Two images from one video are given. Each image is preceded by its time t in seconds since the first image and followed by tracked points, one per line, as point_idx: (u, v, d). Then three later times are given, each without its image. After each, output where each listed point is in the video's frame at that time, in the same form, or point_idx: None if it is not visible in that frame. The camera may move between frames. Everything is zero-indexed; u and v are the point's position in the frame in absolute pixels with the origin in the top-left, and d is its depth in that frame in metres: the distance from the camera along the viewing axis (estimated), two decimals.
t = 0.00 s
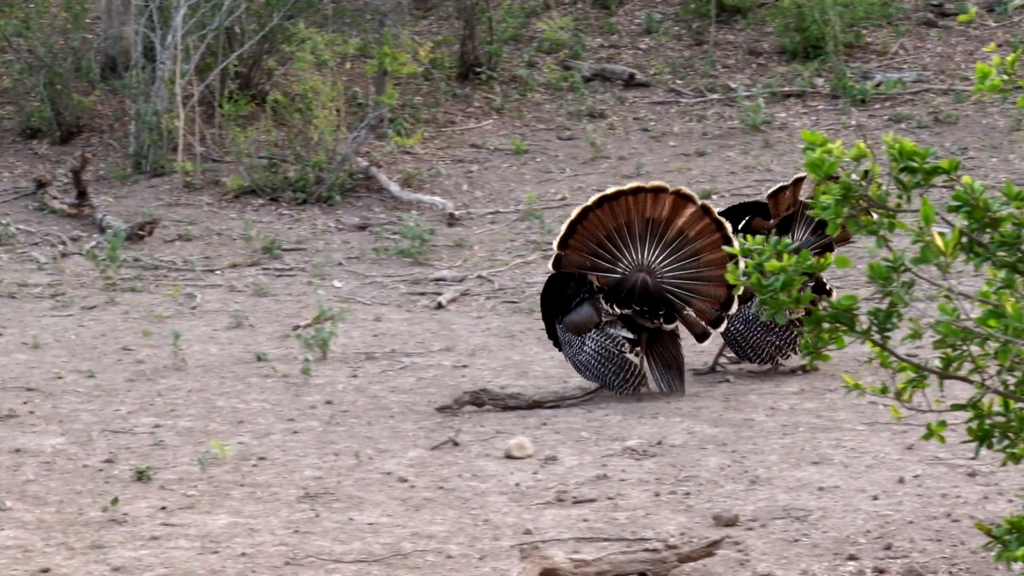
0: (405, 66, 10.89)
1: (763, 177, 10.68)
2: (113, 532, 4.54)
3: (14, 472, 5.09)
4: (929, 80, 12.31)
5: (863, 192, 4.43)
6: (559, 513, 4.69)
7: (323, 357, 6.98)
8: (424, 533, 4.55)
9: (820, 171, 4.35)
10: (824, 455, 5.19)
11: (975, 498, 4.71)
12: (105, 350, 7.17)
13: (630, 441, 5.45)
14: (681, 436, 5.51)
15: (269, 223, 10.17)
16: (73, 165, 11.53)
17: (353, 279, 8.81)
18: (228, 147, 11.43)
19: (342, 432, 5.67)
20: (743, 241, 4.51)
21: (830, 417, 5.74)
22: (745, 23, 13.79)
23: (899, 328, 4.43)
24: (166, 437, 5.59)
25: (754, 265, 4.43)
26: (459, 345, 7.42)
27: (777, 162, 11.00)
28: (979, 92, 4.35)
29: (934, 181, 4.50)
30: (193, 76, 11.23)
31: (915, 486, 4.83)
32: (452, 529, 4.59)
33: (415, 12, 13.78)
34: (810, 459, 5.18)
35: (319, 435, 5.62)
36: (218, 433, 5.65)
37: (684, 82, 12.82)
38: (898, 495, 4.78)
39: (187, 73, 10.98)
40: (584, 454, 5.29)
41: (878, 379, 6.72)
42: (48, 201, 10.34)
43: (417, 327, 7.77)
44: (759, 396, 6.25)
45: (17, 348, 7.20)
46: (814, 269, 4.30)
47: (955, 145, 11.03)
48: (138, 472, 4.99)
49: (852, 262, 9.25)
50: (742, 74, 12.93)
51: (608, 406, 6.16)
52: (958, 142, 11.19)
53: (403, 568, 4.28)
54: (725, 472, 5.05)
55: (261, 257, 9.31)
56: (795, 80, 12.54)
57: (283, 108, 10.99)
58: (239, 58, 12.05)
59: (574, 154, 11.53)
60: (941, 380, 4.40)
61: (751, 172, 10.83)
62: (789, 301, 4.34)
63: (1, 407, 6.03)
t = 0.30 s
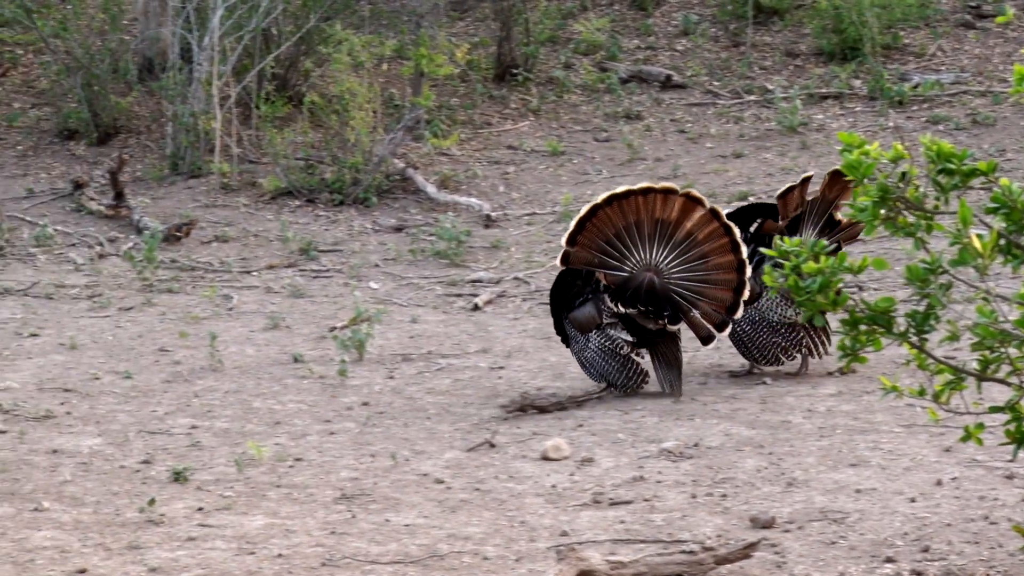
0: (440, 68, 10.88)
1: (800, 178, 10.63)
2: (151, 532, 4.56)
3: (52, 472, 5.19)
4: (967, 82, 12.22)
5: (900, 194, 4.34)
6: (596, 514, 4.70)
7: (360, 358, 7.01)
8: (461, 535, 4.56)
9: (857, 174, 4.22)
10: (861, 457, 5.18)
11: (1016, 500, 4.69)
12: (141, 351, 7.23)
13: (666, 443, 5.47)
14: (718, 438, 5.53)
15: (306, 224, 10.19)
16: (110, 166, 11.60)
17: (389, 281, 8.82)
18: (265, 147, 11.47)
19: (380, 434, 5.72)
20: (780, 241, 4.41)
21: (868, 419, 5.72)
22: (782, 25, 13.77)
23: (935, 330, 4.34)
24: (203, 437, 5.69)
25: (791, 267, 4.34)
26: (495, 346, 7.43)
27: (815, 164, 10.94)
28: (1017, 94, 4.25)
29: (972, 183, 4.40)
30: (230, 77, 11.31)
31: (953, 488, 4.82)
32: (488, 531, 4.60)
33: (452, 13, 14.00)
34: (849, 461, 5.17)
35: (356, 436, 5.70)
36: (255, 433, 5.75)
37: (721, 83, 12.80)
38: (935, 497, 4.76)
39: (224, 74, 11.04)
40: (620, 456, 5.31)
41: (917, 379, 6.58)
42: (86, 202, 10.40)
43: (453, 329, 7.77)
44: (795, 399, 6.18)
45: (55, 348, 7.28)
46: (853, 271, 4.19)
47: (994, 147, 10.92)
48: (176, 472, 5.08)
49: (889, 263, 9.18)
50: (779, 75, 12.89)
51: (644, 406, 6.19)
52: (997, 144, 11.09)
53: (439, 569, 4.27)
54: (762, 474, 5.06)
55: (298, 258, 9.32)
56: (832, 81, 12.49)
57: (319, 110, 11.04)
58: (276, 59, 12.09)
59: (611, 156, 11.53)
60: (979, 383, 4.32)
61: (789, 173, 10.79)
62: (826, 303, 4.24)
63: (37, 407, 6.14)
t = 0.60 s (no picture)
0: (465, 68, 10.89)
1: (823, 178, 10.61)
2: (176, 532, 4.57)
3: (77, 472, 5.24)
4: (995, 82, 12.16)
5: (927, 194, 4.06)
6: (620, 514, 4.70)
7: (384, 357, 7.04)
8: (485, 535, 4.56)
9: (884, 175, 3.92)
10: (887, 458, 5.18)
11: None
12: (167, 351, 7.25)
13: (692, 443, 5.49)
14: (742, 438, 5.54)
15: (332, 224, 10.25)
16: (135, 167, 11.67)
17: (414, 281, 8.83)
18: (291, 147, 11.50)
19: (404, 434, 5.77)
20: (804, 241, 4.09)
21: (893, 419, 5.71)
22: (809, 25, 13.77)
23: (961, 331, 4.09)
24: (228, 437, 5.75)
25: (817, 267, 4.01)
26: (521, 346, 7.45)
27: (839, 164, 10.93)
28: None
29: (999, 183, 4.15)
30: (255, 77, 11.37)
31: (978, 488, 4.81)
32: (512, 531, 4.59)
33: (479, 14, 14.26)
34: (874, 462, 5.16)
35: (381, 436, 5.75)
36: (280, 433, 5.81)
37: (747, 83, 12.81)
38: (962, 497, 4.75)
39: (248, 74, 11.10)
40: (644, 456, 5.33)
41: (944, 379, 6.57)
42: (112, 202, 10.43)
43: (479, 329, 7.78)
44: (821, 399, 6.18)
45: (81, 348, 7.29)
46: (880, 271, 3.87)
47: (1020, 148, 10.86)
48: (200, 472, 5.11)
49: (915, 263, 9.16)
50: (805, 75, 12.89)
51: (669, 406, 6.21)
52: None
53: (462, 569, 4.25)
54: (787, 474, 5.07)
55: (323, 258, 9.33)
56: (858, 81, 12.48)
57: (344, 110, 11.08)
58: (303, 59, 12.13)
59: (637, 156, 11.55)
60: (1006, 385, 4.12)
61: (814, 173, 10.78)
62: (852, 304, 3.91)
63: (63, 407, 6.18)
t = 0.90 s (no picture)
0: (478, 68, 10.90)
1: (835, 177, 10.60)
2: (189, 533, 4.57)
3: (90, 472, 5.25)
4: (1010, 82, 12.14)
5: (941, 193, 3.94)
6: (633, 514, 4.70)
7: (397, 358, 7.05)
8: (498, 535, 4.55)
9: (897, 174, 3.80)
10: (900, 458, 5.17)
11: None
12: (180, 351, 7.26)
13: (705, 443, 5.48)
14: (756, 438, 5.54)
15: (345, 224, 10.26)
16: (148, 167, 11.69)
17: (427, 281, 8.83)
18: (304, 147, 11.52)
19: (417, 434, 5.77)
20: (816, 241, 3.96)
21: (907, 420, 5.71)
22: (822, 24, 13.76)
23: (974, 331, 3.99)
24: (241, 437, 5.75)
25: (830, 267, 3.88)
26: (533, 346, 7.45)
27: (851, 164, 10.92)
28: None
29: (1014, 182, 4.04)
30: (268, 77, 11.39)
31: (992, 489, 4.79)
32: (525, 531, 4.59)
33: (492, 14, 14.28)
34: (888, 462, 5.16)
35: (394, 436, 5.76)
36: (292, 433, 5.81)
37: (760, 83, 12.81)
38: (976, 498, 4.74)
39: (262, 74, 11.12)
40: (657, 456, 5.34)
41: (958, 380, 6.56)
42: (126, 202, 10.44)
43: (491, 329, 7.77)
44: (834, 399, 6.18)
45: (94, 348, 7.29)
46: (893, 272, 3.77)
47: None
48: (213, 473, 5.12)
49: (929, 263, 9.16)
50: (818, 75, 12.89)
51: (682, 406, 6.22)
52: None
53: (476, 569, 4.24)
54: (801, 474, 5.07)
55: (337, 258, 9.33)
56: (871, 81, 12.48)
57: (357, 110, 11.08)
58: (316, 59, 12.15)
59: (650, 156, 11.56)
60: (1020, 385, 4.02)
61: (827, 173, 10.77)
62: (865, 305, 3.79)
63: (77, 407, 6.18)
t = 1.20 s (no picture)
0: (490, 68, 10.91)
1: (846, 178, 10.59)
2: (201, 533, 4.57)
3: (102, 472, 5.26)
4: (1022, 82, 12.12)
5: (953, 194, 3.87)
6: (645, 515, 4.70)
7: (409, 358, 7.06)
8: (510, 535, 4.55)
9: (909, 175, 3.73)
10: (913, 459, 5.17)
11: None
12: (192, 351, 7.27)
13: (717, 444, 5.48)
14: (767, 439, 5.54)
15: (357, 225, 10.26)
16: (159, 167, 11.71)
17: (438, 281, 8.84)
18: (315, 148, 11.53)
19: (430, 435, 5.78)
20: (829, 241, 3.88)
21: (919, 420, 5.71)
22: (834, 25, 13.75)
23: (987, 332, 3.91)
24: (253, 437, 5.76)
25: (843, 268, 3.79)
26: (546, 346, 7.46)
27: (862, 165, 10.90)
28: None
29: None
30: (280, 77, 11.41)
31: (1004, 490, 4.78)
32: (537, 531, 4.59)
33: (504, 15, 14.29)
34: (900, 463, 5.16)
35: (406, 436, 5.77)
36: (305, 434, 5.82)
37: (772, 83, 12.81)
38: (989, 499, 4.74)
39: (273, 74, 11.13)
40: (670, 457, 5.34)
41: (971, 380, 6.55)
42: (138, 202, 10.46)
43: (503, 329, 7.78)
44: (846, 400, 6.17)
45: (106, 348, 7.31)
46: (907, 271, 3.67)
47: None
48: (226, 473, 5.13)
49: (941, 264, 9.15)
50: (830, 75, 12.88)
51: (694, 406, 6.22)
52: None
53: (488, 569, 4.24)
54: (812, 475, 5.07)
55: (348, 259, 9.34)
56: (883, 82, 12.47)
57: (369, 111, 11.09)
58: (328, 59, 12.16)
59: (661, 156, 11.56)
60: None
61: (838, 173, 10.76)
62: (878, 305, 3.70)
63: (89, 408, 6.20)
